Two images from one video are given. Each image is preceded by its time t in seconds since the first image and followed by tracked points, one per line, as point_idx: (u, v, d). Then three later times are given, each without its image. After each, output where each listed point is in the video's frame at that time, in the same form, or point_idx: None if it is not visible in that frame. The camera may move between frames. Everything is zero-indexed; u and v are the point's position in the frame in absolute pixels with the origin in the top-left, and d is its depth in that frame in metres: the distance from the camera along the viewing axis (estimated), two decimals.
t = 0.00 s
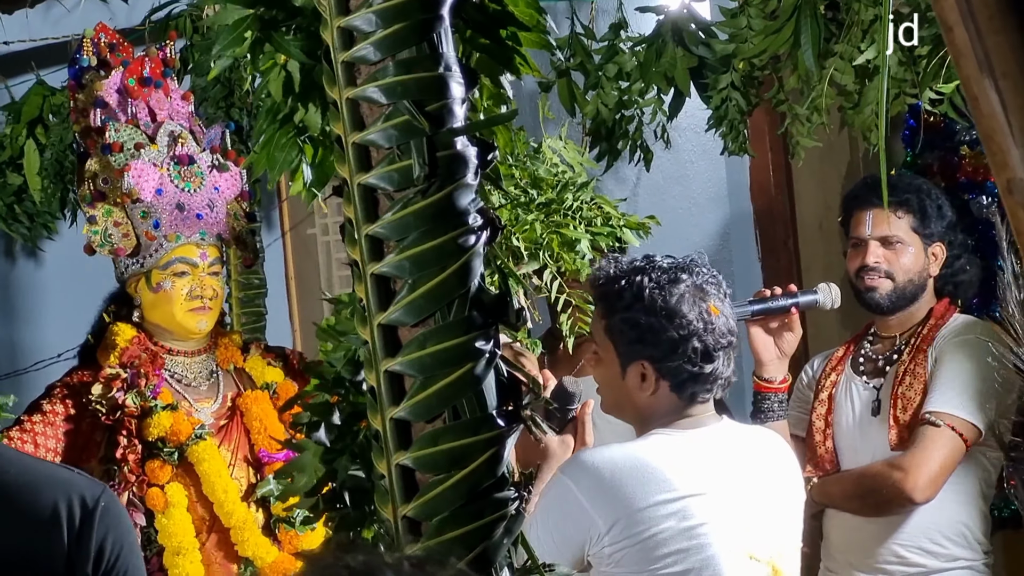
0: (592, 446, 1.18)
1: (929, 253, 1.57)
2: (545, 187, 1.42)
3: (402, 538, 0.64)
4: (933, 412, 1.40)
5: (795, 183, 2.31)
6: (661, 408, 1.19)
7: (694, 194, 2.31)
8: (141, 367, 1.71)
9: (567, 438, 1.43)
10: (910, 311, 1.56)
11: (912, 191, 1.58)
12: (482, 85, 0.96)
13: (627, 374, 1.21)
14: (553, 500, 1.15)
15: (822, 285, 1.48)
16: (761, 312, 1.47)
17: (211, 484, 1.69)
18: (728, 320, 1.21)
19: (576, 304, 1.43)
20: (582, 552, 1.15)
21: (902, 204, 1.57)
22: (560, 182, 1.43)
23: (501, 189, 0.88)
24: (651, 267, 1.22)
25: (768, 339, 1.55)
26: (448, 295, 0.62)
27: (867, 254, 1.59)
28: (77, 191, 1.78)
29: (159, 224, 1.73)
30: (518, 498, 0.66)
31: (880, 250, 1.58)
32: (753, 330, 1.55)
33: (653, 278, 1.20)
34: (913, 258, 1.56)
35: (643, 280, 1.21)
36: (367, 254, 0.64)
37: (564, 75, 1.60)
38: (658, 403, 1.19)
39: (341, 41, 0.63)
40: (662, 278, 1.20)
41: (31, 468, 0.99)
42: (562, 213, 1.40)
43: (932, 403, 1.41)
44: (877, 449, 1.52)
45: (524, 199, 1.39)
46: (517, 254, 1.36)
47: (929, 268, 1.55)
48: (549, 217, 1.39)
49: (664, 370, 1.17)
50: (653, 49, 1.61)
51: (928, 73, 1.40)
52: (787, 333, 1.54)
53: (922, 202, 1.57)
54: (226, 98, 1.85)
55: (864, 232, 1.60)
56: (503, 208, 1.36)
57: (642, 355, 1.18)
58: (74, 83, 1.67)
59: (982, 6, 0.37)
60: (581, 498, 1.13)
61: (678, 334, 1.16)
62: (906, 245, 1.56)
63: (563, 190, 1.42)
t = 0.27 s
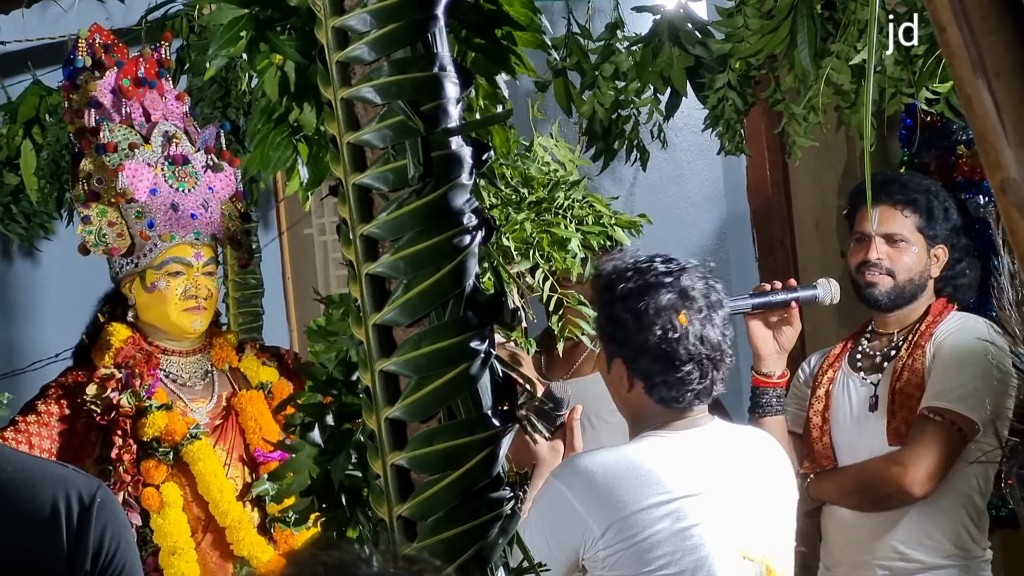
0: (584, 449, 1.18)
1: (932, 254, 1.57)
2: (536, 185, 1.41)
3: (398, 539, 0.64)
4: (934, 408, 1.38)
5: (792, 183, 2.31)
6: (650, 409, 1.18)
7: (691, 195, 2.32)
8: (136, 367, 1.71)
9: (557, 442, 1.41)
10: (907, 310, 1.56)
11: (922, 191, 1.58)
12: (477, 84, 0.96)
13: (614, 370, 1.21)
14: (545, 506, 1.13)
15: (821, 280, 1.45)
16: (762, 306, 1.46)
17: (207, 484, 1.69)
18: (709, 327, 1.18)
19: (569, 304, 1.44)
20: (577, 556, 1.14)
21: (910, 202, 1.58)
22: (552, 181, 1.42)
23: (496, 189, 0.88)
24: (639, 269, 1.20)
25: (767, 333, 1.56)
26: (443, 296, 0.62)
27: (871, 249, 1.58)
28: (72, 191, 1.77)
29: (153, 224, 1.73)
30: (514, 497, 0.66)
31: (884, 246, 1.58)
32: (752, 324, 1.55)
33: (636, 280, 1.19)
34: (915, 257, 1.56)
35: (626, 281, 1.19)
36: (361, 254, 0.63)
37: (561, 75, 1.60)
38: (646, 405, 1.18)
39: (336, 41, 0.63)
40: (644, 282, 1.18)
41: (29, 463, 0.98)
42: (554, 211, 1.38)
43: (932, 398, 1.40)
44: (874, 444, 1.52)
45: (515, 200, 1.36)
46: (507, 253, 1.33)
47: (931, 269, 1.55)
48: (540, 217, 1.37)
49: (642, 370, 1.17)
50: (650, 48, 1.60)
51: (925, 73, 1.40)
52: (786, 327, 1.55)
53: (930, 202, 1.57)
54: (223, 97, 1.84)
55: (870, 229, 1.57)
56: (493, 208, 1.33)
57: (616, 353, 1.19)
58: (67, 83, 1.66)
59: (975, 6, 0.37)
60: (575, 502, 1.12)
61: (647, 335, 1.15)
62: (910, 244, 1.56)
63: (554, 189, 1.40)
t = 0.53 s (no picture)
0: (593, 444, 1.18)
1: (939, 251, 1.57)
2: (531, 182, 1.41)
3: (398, 536, 0.64)
4: (934, 403, 1.38)
5: (791, 179, 2.32)
6: (663, 402, 1.18)
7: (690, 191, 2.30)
8: (135, 364, 1.71)
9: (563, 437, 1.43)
10: (909, 304, 1.56)
11: (936, 186, 1.58)
12: (478, 81, 0.96)
13: (634, 364, 1.19)
14: (552, 500, 1.13)
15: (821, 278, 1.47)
16: (761, 306, 1.47)
17: (206, 480, 1.70)
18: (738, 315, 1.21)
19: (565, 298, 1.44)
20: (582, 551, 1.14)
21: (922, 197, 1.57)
22: (547, 178, 1.42)
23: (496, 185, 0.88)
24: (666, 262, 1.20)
25: (769, 334, 1.54)
26: (444, 292, 0.62)
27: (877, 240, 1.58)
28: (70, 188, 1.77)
29: (151, 221, 1.73)
30: (514, 494, 0.66)
31: (891, 238, 1.58)
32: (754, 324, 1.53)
33: (668, 273, 1.19)
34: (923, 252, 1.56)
35: (657, 274, 1.19)
36: (361, 251, 0.63)
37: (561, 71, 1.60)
38: (659, 398, 1.18)
39: (336, 37, 0.63)
40: (676, 274, 1.19)
41: (27, 460, 0.99)
42: (549, 208, 1.37)
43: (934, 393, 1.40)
44: (878, 440, 1.52)
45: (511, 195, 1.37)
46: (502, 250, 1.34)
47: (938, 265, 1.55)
48: (535, 212, 1.37)
49: (671, 364, 1.16)
50: (650, 46, 1.61)
51: (924, 70, 1.40)
52: (787, 326, 1.53)
53: (944, 200, 1.57)
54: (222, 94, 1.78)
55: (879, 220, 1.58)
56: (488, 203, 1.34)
57: (644, 346, 1.17)
58: (64, 80, 1.66)
59: (976, 3, 0.37)
60: (582, 496, 1.12)
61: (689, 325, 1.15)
62: (918, 239, 1.56)
63: (549, 185, 1.39)
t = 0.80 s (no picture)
0: (610, 449, 1.17)
1: (951, 254, 1.52)
2: (531, 184, 1.41)
3: (402, 540, 0.65)
4: (944, 404, 1.37)
5: (793, 182, 2.36)
6: (678, 408, 1.15)
7: (692, 192, 2.28)
8: (136, 366, 1.70)
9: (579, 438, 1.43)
10: (918, 307, 1.54)
11: (949, 189, 1.54)
12: (482, 84, 0.96)
13: (645, 362, 1.18)
14: (570, 508, 1.13)
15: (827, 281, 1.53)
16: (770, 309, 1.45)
17: (207, 483, 1.70)
18: (749, 324, 1.14)
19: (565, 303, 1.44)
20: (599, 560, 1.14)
21: (936, 200, 1.53)
22: (547, 179, 1.41)
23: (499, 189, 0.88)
24: (683, 262, 1.16)
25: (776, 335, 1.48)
26: (449, 295, 0.62)
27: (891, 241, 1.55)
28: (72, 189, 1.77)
29: (157, 222, 1.73)
30: (517, 497, 0.65)
31: (903, 241, 1.55)
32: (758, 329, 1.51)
33: (681, 275, 1.14)
34: (935, 255, 1.52)
35: (671, 274, 1.15)
36: (366, 254, 0.64)
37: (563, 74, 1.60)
38: (675, 402, 1.15)
39: (341, 40, 0.63)
40: (689, 277, 1.14)
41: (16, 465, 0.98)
42: (549, 209, 1.39)
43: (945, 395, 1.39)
44: (886, 441, 1.50)
45: (511, 197, 1.39)
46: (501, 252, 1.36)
47: (948, 269, 1.51)
48: (535, 214, 1.38)
49: (676, 365, 1.13)
50: (653, 48, 1.61)
51: (927, 73, 1.39)
52: (795, 329, 1.48)
53: (956, 203, 1.52)
54: (224, 97, 1.83)
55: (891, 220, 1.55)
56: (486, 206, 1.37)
57: (650, 345, 1.16)
58: (65, 82, 1.65)
59: (981, 7, 0.37)
60: (600, 503, 1.12)
61: (690, 329, 1.12)
62: (930, 241, 1.52)
63: (550, 187, 1.40)
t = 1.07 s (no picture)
0: (625, 453, 1.17)
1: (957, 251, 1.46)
2: (522, 181, 1.45)
3: (403, 540, 0.64)
4: (952, 405, 1.37)
5: (794, 183, 2.35)
6: (694, 410, 1.15)
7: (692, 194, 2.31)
8: (135, 366, 1.70)
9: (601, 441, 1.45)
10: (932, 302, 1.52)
11: (953, 187, 1.46)
12: (481, 85, 0.96)
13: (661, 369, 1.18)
14: (584, 513, 1.14)
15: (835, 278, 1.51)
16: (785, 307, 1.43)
17: (208, 483, 1.69)
18: (767, 326, 1.15)
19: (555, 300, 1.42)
20: (613, 563, 1.14)
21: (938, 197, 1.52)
22: (537, 177, 1.45)
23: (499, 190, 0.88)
24: (700, 266, 1.15)
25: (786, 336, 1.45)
26: (450, 295, 0.62)
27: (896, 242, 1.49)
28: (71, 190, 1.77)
29: (157, 222, 1.73)
30: (519, 497, 0.66)
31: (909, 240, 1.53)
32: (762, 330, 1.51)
33: (699, 280, 1.13)
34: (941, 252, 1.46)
35: (689, 280, 1.13)
36: (367, 255, 0.63)
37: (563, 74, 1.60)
38: (691, 404, 1.15)
39: (341, 40, 0.63)
40: (707, 282, 1.13)
41: None
42: (537, 206, 1.42)
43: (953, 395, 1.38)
44: (894, 442, 1.47)
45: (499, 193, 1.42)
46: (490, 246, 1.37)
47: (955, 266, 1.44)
48: (522, 210, 1.42)
49: (696, 369, 1.13)
50: (653, 48, 1.61)
51: (927, 73, 1.39)
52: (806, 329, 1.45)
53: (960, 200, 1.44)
54: (225, 97, 1.83)
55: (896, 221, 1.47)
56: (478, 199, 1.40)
57: (671, 350, 1.15)
58: (62, 83, 1.63)
59: (983, 8, 0.37)
60: (614, 508, 1.13)
61: (714, 336, 1.12)
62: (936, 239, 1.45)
63: (539, 183, 1.44)
